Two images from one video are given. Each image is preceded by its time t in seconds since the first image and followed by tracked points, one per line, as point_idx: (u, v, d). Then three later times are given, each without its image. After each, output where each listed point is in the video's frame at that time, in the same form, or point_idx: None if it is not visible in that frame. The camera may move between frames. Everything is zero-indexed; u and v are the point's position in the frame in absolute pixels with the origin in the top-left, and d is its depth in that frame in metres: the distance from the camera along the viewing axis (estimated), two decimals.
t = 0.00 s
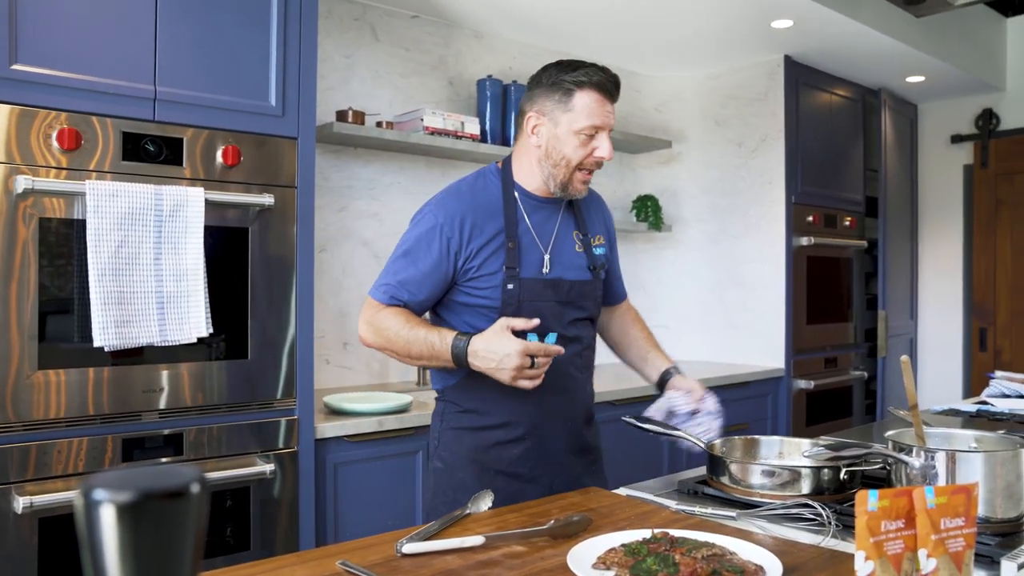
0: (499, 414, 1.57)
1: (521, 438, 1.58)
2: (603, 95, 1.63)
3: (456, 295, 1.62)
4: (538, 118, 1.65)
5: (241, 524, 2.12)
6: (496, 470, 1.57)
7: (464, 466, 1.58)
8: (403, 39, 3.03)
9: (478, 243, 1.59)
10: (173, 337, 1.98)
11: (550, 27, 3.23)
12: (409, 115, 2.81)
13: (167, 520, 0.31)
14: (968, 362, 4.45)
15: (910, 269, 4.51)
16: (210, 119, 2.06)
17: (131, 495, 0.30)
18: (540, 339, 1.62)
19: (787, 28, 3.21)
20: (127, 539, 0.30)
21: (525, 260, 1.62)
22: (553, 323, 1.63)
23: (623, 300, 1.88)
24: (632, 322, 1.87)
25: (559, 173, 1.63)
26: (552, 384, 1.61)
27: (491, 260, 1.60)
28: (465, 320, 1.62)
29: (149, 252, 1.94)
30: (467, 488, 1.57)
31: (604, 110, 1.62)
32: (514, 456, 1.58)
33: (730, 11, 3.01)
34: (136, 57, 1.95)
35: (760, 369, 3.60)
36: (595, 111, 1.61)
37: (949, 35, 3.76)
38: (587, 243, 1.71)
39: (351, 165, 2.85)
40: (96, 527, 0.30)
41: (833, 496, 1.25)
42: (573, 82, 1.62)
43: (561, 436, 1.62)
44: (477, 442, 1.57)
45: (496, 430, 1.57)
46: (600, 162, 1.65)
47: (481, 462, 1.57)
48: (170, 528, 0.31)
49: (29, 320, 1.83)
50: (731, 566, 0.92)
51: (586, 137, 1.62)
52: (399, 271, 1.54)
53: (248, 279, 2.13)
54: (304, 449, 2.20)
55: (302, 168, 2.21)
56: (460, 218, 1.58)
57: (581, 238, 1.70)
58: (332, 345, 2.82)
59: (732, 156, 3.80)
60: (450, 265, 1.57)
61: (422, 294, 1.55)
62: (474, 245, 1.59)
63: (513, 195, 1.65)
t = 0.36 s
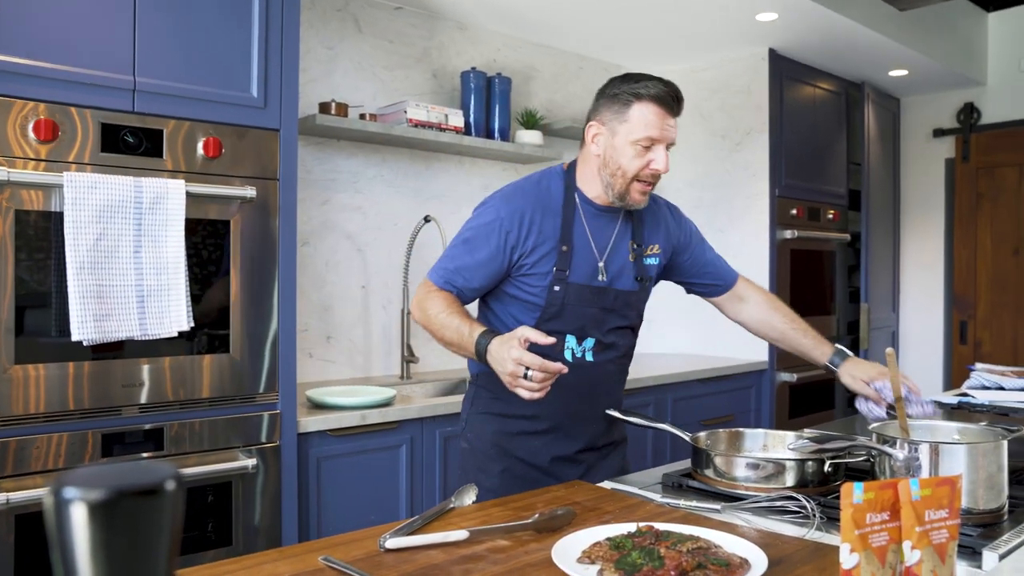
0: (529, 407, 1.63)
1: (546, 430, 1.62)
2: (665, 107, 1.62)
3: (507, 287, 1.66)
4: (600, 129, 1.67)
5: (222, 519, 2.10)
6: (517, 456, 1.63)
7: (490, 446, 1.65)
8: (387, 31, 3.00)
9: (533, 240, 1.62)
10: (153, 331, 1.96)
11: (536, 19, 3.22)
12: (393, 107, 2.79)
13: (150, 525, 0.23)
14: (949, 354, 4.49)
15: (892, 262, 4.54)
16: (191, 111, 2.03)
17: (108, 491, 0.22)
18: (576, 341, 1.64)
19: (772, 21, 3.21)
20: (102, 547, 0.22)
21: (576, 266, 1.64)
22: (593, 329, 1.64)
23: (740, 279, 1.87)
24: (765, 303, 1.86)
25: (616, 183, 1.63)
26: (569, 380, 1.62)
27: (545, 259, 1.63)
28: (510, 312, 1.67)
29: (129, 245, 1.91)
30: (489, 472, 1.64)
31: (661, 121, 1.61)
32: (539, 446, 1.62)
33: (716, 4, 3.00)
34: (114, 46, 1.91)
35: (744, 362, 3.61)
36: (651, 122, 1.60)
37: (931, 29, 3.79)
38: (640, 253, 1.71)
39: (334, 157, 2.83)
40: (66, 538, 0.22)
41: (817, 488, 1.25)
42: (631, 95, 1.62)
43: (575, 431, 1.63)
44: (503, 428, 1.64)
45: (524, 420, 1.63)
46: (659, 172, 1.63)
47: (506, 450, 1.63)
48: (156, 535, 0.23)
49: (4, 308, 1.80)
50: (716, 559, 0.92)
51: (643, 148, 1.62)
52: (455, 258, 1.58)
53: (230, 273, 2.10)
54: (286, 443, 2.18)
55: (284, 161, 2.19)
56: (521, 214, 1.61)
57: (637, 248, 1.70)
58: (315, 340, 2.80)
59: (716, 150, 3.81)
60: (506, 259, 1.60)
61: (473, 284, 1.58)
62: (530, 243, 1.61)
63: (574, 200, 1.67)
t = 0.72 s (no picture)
0: (511, 393, 1.62)
1: (526, 417, 1.61)
2: (623, 85, 1.58)
3: (497, 273, 1.67)
4: (573, 114, 1.68)
5: (196, 514, 2.08)
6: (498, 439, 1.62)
7: (472, 429, 1.65)
8: (366, 22, 2.97)
9: (523, 225, 1.63)
10: (126, 324, 1.92)
11: (516, 14, 3.20)
12: (371, 100, 2.77)
13: (105, 516, 0.29)
14: (923, 352, 4.55)
15: (869, 261, 4.58)
16: (166, 100, 2.00)
17: (65, 487, 0.27)
18: (563, 330, 1.64)
19: (753, 19, 3.22)
20: (58, 536, 0.27)
21: (566, 254, 1.65)
22: (579, 318, 1.64)
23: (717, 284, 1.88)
24: (732, 307, 1.86)
25: (577, 166, 1.64)
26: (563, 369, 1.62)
27: (533, 246, 1.64)
28: (499, 298, 1.68)
29: (101, 237, 1.88)
30: (470, 455, 1.65)
31: (612, 100, 1.57)
32: (518, 432, 1.61)
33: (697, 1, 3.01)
34: (86, 34, 1.87)
35: (722, 359, 3.63)
36: (602, 102, 1.58)
37: (908, 29, 3.82)
38: (633, 246, 1.71)
39: (312, 150, 2.80)
40: (24, 521, 0.27)
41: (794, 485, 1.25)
42: (590, 78, 1.62)
43: (566, 423, 1.63)
44: (485, 413, 1.64)
45: (506, 406, 1.62)
46: (614, 153, 1.59)
47: (487, 437, 1.63)
48: (111, 527, 0.29)
49: None
50: (693, 556, 0.91)
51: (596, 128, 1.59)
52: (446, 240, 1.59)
53: (206, 267, 2.07)
54: (262, 438, 2.15)
55: (261, 153, 2.16)
56: (512, 200, 1.62)
57: (629, 241, 1.70)
58: (290, 333, 2.77)
59: (696, 147, 3.82)
60: (496, 243, 1.61)
61: (464, 266, 1.58)
62: (520, 228, 1.62)
63: (565, 189, 1.68)
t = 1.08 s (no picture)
0: (462, 392, 1.55)
1: (476, 420, 1.55)
2: (526, 57, 1.55)
3: (434, 271, 1.61)
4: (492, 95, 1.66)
5: (197, 509, 2.07)
6: (454, 448, 1.55)
7: (429, 439, 1.57)
8: (363, 15, 2.95)
9: (455, 216, 1.57)
10: (124, 318, 1.91)
11: (513, 6, 3.18)
12: (369, 93, 2.75)
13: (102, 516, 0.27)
14: (923, 345, 4.55)
15: (868, 253, 4.57)
16: (163, 93, 1.98)
17: (62, 485, 0.26)
18: (507, 319, 1.58)
19: (751, 11, 3.20)
20: (56, 535, 0.26)
21: (502, 239, 1.59)
22: (523, 305, 1.58)
23: (643, 273, 1.87)
24: (655, 295, 1.87)
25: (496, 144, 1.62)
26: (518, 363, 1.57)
27: (466, 236, 1.58)
28: (440, 296, 1.60)
29: (98, 230, 1.86)
30: (431, 464, 1.57)
31: (517, 72, 1.55)
32: (472, 437, 1.55)
33: None
34: (82, 26, 1.86)
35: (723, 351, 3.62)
36: (508, 76, 1.56)
37: (907, 20, 3.80)
38: (572, 227, 1.67)
39: (309, 143, 2.78)
40: (19, 521, 0.26)
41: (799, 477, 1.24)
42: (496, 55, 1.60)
43: (515, 419, 1.57)
44: (439, 420, 1.56)
45: (458, 408, 1.55)
46: (526, 126, 1.56)
47: (445, 439, 1.56)
48: (108, 526, 0.28)
49: None
50: (699, 551, 0.90)
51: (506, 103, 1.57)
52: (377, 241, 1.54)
53: (203, 261, 2.06)
54: (261, 433, 2.14)
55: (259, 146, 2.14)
56: (440, 193, 1.57)
57: (567, 222, 1.66)
58: (290, 327, 2.76)
59: (695, 139, 3.81)
60: (428, 237, 1.55)
61: (395, 263, 1.53)
62: (451, 219, 1.57)
63: (495, 174, 1.63)
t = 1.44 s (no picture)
0: (452, 403, 1.51)
1: (507, 427, 1.53)
2: (489, 53, 1.55)
3: (412, 279, 1.58)
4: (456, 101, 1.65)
5: (234, 516, 2.08)
6: (447, 463, 1.51)
7: (421, 455, 1.52)
8: (394, 23, 2.97)
9: (428, 222, 1.55)
10: (163, 327, 1.93)
11: (543, 13, 3.18)
12: (401, 101, 2.76)
13: (176, 542, 0.24)
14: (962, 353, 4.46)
15: (904, 259, 4.50)
16: (199, 103, 2.00)
17: (130, 501, 0.23)
18: (493, 325, 1.54)
19: (783, 15, 3.17)
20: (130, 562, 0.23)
21: (478, 240, 1.57)
22: (508, 308, 1.56)
23: (614, 274, 1.85)
24: (622, 299, 1.86)
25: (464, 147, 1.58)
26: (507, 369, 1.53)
27: (442, 243, 1.56)
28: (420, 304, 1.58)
29: (138, 239, 1.88)
30: (428, 481, 1.52)
31: (479, 69, 1.54)
32: (466, 448, 1.51)
33: None
34: (122, 38, 1.88)
35: (756, 359, 3.58)
36: (471, 74, 1.55)
37: (944, 23, 3.74)
38: (553, 223, 1.65)
39: (342, 151, 2.80)
40: (88, 548, 0.23)
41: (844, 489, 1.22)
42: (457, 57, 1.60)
43: (511, 429, 1.53)
44: (431, 433, 1.51)
45: (448, 421, 1.51)
46: (494, 122, 1.53)
47: (436, 456, 1.51)
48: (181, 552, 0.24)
49: (12, 299, 1.77)
50: (749, 564, 0.89)
51: (472, 103, 1.55)
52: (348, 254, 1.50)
53: (237, 270, 2.07)
54: (296, 440, 2.15)
55: (293, 154, 2.16)
56: (411, 198, 1.54)
57: (546, 219, 1.65)
58: (324, 335, 2.77)
59: (726, 145, 3.77)
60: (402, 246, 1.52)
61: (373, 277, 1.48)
62: (425, 225, 1.54)
63: (465, 176, 1.61)
